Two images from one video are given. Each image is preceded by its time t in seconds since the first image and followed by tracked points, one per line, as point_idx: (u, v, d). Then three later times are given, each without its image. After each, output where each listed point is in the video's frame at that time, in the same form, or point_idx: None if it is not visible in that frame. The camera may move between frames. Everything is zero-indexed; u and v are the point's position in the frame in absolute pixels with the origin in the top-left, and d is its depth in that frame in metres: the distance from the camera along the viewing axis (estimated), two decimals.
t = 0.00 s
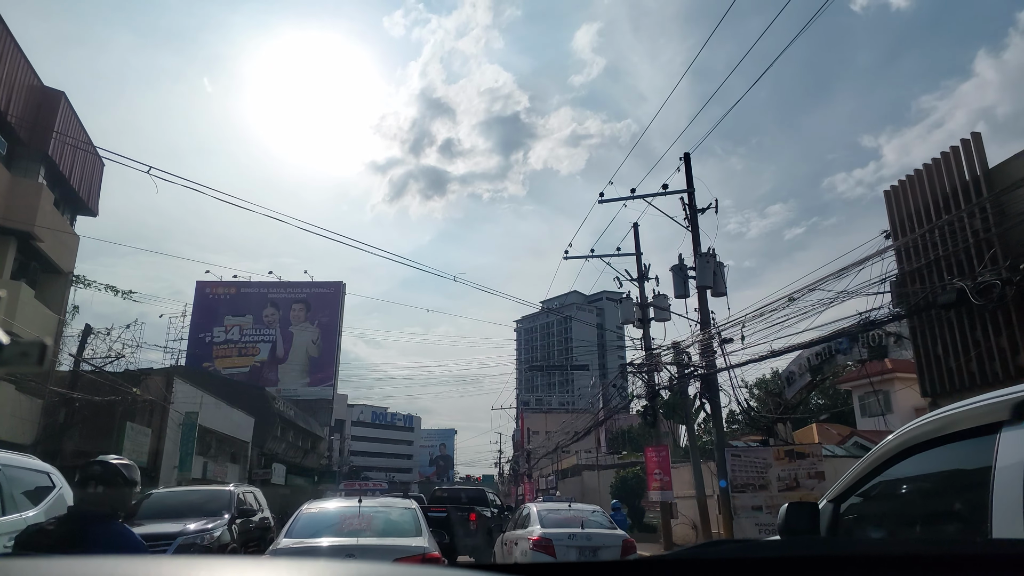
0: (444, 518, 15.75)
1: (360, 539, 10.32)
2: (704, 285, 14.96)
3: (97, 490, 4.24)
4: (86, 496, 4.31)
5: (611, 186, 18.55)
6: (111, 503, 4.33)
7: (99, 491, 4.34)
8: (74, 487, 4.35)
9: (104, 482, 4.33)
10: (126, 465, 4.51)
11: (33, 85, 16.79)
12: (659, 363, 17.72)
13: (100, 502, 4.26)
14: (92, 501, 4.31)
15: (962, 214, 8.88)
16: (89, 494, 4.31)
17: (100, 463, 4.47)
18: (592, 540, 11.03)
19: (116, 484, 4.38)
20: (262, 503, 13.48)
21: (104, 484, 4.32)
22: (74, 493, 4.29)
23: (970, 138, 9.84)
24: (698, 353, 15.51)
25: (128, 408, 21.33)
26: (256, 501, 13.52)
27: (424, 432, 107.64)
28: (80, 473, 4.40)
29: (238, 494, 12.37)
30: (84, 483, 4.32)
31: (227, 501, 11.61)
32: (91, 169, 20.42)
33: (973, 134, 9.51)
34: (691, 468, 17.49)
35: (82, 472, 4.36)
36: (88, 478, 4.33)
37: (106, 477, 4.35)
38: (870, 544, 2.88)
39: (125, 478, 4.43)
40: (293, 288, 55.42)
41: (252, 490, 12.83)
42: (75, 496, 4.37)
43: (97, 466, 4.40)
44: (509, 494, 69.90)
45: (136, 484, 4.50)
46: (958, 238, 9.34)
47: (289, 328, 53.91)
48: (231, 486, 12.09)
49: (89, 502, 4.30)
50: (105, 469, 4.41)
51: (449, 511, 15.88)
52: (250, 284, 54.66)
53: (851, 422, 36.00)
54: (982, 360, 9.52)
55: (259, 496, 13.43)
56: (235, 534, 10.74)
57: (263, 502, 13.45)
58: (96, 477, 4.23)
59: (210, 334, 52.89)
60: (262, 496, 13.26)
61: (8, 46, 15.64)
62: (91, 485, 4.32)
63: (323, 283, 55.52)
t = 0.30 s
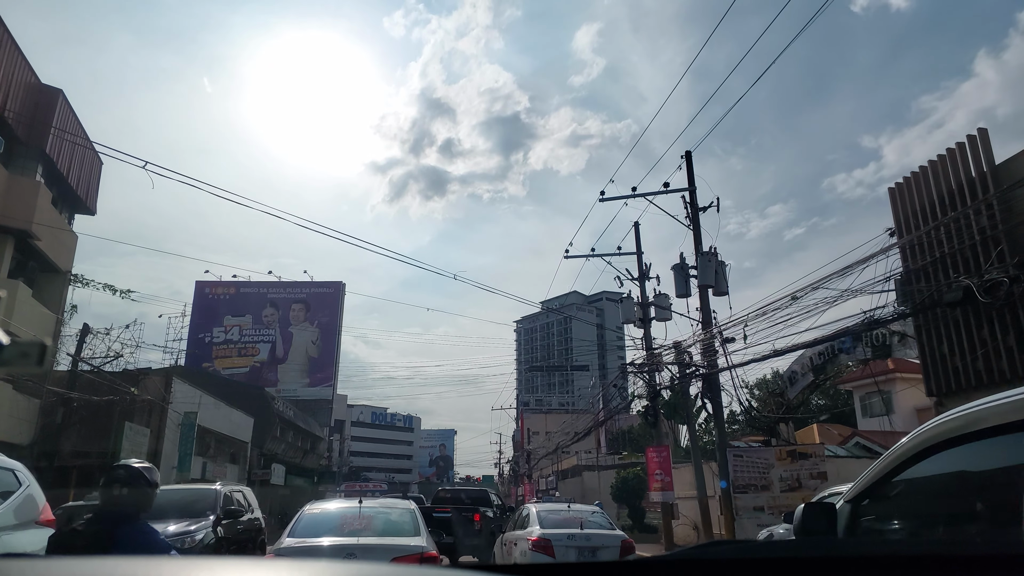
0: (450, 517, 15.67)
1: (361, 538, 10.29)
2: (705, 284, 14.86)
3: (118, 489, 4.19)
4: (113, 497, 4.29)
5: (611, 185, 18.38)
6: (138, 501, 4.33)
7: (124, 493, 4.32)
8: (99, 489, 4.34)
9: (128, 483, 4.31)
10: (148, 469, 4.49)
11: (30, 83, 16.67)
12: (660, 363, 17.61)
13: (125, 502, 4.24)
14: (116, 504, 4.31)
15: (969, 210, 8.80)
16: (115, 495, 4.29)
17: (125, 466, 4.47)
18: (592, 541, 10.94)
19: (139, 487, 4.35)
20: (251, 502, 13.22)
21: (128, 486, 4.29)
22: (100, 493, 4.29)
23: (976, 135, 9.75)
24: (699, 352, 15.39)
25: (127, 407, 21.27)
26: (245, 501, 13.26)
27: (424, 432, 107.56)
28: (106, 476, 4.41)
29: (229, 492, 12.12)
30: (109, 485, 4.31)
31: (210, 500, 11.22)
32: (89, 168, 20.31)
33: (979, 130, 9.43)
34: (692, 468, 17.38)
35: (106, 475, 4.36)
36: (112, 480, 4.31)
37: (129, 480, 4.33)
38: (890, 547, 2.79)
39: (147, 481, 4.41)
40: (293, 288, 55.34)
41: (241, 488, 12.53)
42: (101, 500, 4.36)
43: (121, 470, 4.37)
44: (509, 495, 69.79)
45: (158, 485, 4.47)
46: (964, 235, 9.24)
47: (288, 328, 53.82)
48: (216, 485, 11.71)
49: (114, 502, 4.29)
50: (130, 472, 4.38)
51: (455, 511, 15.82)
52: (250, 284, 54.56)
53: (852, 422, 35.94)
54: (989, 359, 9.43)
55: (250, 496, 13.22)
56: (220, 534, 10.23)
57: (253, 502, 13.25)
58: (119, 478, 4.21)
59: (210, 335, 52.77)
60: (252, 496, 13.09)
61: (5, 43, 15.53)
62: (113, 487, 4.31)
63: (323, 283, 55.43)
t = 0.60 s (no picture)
0: (456, 517, 15.55)
1: (362, 538, 10.17)
2: (708, 283, 14.72)
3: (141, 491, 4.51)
4: (137, 498, 4.66)
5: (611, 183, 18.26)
6: (161, 502, 4.71)
7: (147, 493, 4.70)
8: (123, 492, 4.70)
9: (151, 486, 4.69)
10: (167, 471, 4.88)
11: (26, 80, 16.53)
12: (661, 362, 17.48)
13: (149, 503, 4.62)
14: (139, 504, 4.68)
15: (978, 205, 8.66)
16: (139, 496, 4.66)
17: (144, 470, 4.84)
18: (591, 541, 10.81)
19: (160, 487, 4.74)
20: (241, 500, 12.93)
21: (151, 488, 4.67)
22: (125, 495, 4.65)
23: (983, 130, 9.63)
24: (701, 351, 15.26)
25: (124, 407, 21.21)
26: (237, 498, 12.95)
27: (424, 432, 107.50)
28: (128, 480, 4.77)
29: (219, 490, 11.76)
30: (134, 487, 4.67)
31: (195, 500, 10.50)
32: (87, 166, 20.21)
33: (987, 124, 9.30)
34: (694, 468, 17.26)
35: (128, 478, 4.73)
36: (136, 482, 4.67)
37: (151, 482, 4.70)
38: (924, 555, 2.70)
39: (167, 482, 4.77)
40: (292, 288, 55.24)
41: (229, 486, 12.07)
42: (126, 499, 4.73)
43: (143, 473, 4.75)
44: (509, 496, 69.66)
45: (177, 486, 4.85)
46: (974, 231, 9.12)
47: (288, 328, 53.71)
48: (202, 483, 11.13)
49: (139, 503, 4.66)
50: (152, 474, 4.77)
51: (460, 510, 15.70)
52: (250, 284, 54.44)
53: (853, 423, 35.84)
54: (998, 357, 9.30)
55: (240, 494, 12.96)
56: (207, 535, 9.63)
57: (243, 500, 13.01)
58: (144, 482, 4.58)
59: (209, 335, 52.63)
60: (242, 494, 12.86)
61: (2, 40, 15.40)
62: (137, 489, 4.66)
63: (323, 283, 55.32)
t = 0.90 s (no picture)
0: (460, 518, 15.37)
1: (361, 538, 10.04)
2: (710, 280, 14.57)
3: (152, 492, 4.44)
4: (147, 498, 4.60)
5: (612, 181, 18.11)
6: (173, 500, 4.66)
7: (158, 492, 4.65)
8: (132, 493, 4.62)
9: (163, 485, 4.64)
10: (174, 470, 4.82)
11: (23, 76, 16.35)
12: (663, 361, 17.34)
13: (163, 501, 4.58)
14: (150, 503, 4.63)
15: (989, 199, 8.52)
16: (149, 496, 4.60)
17: (152, 471, 4.76)
18: (592, 541, 10.67)
19: (169, 486, 4.68)
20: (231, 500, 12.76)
21: (162, 487, 4.62)
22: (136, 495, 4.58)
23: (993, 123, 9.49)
24: (704, 350, 15.12)
25: (122, 407, 21.10)
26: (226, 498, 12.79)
27: (424, 433, 107.36)
28: (136, 480, 4.67)
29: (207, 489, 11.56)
30: (145, 487, 4.61)
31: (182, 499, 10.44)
32: (83, 164, 20.05)
33: (998, 118, 9.16)
34: (696, 468, 17.11)
35: (138, 478, 4.64)
36: (148, 482, 4.61)
37: (162, 481, 4.65)
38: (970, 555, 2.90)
39: (175, 479, 4.71)
40: (291, 287, 55.08)
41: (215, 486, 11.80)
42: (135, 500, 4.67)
43: (151, 472, 4.67)
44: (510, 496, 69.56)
45: (184, 482, 4.81)
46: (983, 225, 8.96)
47: (287, 328, 53.56)
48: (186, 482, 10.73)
49: (152, 502, 4.62)
50: (161, 473, 4.70)
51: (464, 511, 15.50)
52: (249, 283, 54.27)
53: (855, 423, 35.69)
54: (1008, 354, 9.15)
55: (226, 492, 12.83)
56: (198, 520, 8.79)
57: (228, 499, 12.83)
58: (156, 483, 4.53)
59: (208, 335, 52.45)
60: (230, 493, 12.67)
61: None
62: (149, 489, 4.61)
63: (322, 282, 55.16)
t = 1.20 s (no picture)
0: (463, 519, 15.17)
1: (361, 539, 9.87)
2: (713, 278, 14.40)
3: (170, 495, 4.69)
4: (164, 503, 4.83)
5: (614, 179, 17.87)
6: (185, 501, 4.94)
7: (173, 495, 4.89)
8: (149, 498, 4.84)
9: (178, 488, 4.91)
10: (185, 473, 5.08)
11: (18, 72, 16.15)
12: (665, 360, 17.16)
13: (180, 504, 4.85)
14: (163, 506, 4.89)
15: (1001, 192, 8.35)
16: (165, 500, 4.84)
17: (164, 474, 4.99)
18: (592, 542, 10.49)
19: (183, 489, 4.95)
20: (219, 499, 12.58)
21: (176, 490, 4.87)
22: (153, 498, 4.80)
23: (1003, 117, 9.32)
24: (707, 349, 14.94)
25: (119, 407, 20.94)
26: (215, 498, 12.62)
27: (424, 433, 107.25)
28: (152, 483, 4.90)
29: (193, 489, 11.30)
30: (162, 490, 4.85)
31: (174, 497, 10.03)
32: (80, 161, 19.88)
33: (1008, 110, 8.99)
34: (699, 468, 16.93)
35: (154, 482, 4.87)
36: (164, 485, 4.89)
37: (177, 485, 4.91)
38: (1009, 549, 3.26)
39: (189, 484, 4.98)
40: (291, 288, 54.88)
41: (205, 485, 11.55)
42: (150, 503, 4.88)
43: (167, 477, 4.90)
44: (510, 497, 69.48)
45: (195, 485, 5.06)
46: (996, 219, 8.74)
47: (286, 328, 53.38)
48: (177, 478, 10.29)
49: (167, 504, 4.90)
50: (177, 478, 4.93)
51: (467, 511, 15.29)
52: (248, 283, 54.07)
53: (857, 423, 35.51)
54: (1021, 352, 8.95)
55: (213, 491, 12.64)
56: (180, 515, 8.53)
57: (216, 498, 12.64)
58: (174, 488, 4.79)
59: (207, 335, 52.24)
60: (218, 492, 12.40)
61: None
62: (164, 492, 4.84)
63: (321, 282, 54.97)
